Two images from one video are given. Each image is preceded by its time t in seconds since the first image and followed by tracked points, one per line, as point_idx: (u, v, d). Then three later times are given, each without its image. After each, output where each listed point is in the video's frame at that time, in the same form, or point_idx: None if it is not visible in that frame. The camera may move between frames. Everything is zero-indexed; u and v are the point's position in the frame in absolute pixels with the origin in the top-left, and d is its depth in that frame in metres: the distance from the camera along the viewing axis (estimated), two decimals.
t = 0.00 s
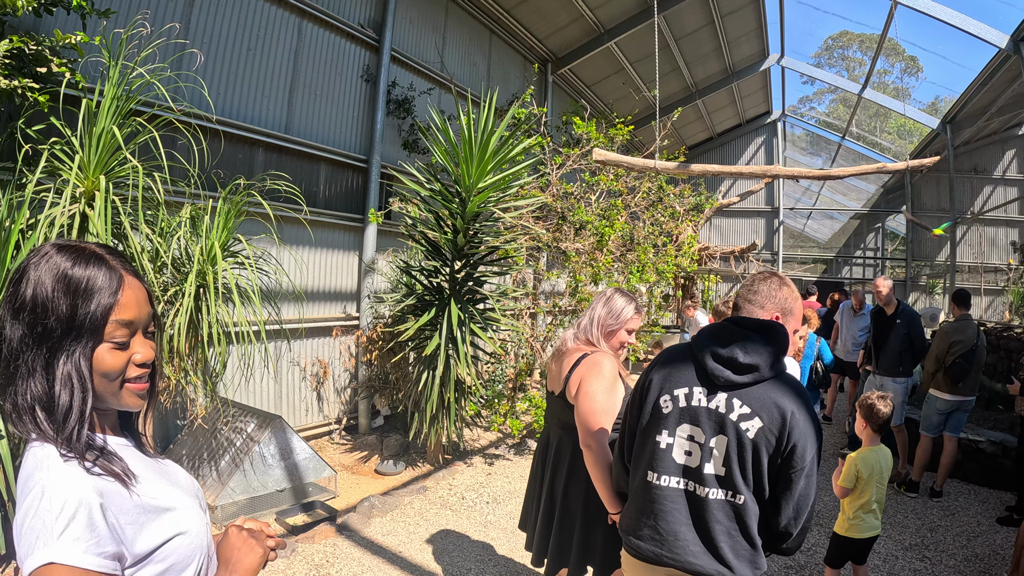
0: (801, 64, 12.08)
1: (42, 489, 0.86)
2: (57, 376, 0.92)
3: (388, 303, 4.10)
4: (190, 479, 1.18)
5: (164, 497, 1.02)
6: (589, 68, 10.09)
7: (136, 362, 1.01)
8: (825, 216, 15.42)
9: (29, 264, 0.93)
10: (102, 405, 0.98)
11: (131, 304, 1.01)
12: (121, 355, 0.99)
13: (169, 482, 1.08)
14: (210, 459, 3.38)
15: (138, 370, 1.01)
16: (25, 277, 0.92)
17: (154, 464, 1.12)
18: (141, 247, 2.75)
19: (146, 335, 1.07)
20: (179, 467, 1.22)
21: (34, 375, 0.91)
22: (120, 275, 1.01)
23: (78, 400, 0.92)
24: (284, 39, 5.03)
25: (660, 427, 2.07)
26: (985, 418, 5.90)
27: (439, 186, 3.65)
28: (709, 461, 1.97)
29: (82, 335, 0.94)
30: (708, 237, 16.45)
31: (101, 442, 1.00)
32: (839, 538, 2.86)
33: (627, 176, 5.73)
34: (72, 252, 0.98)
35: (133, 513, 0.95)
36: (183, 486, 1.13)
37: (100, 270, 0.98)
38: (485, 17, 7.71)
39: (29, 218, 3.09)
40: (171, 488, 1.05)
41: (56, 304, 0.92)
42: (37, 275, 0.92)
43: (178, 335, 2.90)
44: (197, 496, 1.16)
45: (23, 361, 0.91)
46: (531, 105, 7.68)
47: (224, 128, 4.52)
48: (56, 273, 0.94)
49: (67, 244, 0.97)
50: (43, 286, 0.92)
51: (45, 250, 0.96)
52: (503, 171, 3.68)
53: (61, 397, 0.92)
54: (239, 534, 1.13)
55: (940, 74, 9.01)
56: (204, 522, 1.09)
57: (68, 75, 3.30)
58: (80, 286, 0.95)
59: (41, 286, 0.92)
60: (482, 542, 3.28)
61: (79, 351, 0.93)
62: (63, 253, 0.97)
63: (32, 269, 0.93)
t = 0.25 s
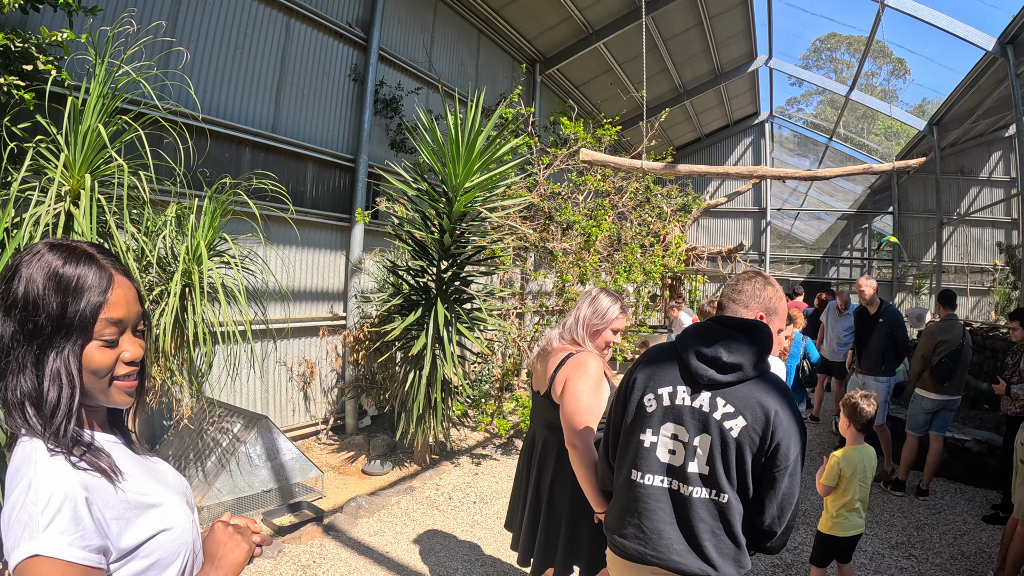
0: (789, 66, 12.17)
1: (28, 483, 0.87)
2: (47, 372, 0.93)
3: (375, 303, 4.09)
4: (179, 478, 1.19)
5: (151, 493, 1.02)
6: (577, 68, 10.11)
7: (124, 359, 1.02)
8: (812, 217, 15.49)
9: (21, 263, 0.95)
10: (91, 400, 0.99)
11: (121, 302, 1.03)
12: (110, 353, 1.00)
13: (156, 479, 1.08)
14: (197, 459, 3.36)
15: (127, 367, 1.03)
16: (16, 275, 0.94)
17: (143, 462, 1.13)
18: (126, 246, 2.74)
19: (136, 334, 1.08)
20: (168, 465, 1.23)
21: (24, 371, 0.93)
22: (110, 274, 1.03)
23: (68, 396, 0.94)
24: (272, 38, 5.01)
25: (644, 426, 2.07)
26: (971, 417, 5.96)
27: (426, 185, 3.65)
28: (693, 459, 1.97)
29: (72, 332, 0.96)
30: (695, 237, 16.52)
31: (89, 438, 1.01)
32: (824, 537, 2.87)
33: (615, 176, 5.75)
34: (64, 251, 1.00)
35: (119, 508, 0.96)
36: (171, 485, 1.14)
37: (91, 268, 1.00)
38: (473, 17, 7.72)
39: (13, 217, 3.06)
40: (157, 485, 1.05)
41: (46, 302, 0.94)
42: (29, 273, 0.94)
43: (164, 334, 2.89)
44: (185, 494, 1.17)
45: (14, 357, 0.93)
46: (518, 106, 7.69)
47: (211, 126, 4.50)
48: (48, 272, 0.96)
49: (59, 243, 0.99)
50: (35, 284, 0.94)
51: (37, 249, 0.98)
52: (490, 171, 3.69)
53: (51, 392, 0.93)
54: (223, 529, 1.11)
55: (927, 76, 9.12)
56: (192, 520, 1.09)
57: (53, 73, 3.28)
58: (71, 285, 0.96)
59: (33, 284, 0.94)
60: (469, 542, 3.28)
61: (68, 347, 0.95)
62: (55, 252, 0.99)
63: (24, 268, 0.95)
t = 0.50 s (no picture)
0: (776, 67, 12.27)
1: (12, 477, 0.86)
2: (36, 369, 0.93)
3: (361, 303, 4.08)
4: (166, 476, 1.18)
5: (137, 490, 1.01)
6: (564, 68, 10.12)
7: (112, 358, 1.02)
8: (798, 218, 15.60)
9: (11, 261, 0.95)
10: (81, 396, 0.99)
11: (109, 301, 1.02)
12: (97, 351, 1.00)
13: (144, 476, 1.07)
14: (182, 459, 3.35)
15: (115, 366, 1.02)
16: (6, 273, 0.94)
17: (130, 460, 1.12)
18: (111, 245, 2.72)
19: (125, 333, 1.08)
20: (157, 463, 1.22)
21: (12, 367, 0.92)
22: (98, 273, 1.03)
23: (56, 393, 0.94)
24: (259, 36, 4.99)
25: (627, 424, 2.07)
26: (956, 416, 6.02)
27: (412, 184, 3.64)
28: (676, 458, 1.98)
29: (61, 329, 0.96)
30: (682, 238, 16.48)
31: (76, 435, 1.00)
32: (808, 536, 2.89)
33: (601, 176, 5.77)
34: (56, 251, 1.00)
35: (102, 505, 0.95)
36: (158, 483, 1.12)
37: (81, 268, 1.00)
38: (461, 16, 7.71)
39: None
40: (142, 482, 1.04)
41: (34, 300, 0.94)
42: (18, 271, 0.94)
43: (149, 334, 2.87)
44: (172, 492, 1.16)
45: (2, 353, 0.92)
46: (505, 105, 7.70)
47: (196, 124, 4.47)
48: (37, 271, 0.96)
49: (50, 242, 0.99)
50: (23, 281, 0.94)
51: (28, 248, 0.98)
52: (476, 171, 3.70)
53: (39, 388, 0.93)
54: (208, 525, 1.13)
55: (914, 78, 9.22)
56: (177, 519, 1.07)
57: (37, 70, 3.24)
58: (59, 283, 0.96)
59: (22, 281, 0.94)
60: (455, 542, 3.27)
61: (56, 345, 0.95)
62: (47, 252, 0.99)
63: (14, 265, 0.95)
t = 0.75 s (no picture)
0: (762, 69, 12.35)
1: None
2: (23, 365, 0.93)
3: (345, 302, 4.07)
4: (152, 473, 1.17)
5: (121, 487, 1.01)
6: (550, 68, 10.13)
7: (98, 356, 1.02)
8: (784, 219, 15.72)
9: None
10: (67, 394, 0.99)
11: (95, 300, 1.03)
12: (83, 349, 1.00)
13: (128, 473, 1.06)
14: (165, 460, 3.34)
15: (100, 364, 1.02)
16: None
17: (116, 456, 1.11)
18: (93, 243, 2.69)
19: (110, 332, 1.08)
20: (143, 461, 1.20)
21: None
22: (85, 273, 1.03)
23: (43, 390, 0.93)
24: (245, 34, 4.96)
25: (609, 423, 2.07)
26: (939, 415, 6.09)
27: (396, 184, 3.64)
28: (657, 456, 1.98)
29: (49, 327, 0.96)
30: (667, 238, 16.64)
31: (61, 432, 1.00)
32: (790, 535, 2.91)
33: (587, 176, 5.79)
34: (43, 250, 1.00)
35: (85, 501, 0.94)
36: (143, 480, 1.11)
37: (69, 267, 1.01)
38: (447, 15, 7.71)
39: None
40: (126, 479, 1.03)
41: (23, 297, 0.94)
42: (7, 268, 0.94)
43: (132, 333, 2.84)
44: (158, 490, 1.15)
45: None
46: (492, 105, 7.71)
47: (179, 122, 4.44)
48: (25, 269, 0.96)
49: (39, 241, 1.00)
50: (12, 278, 0.94)
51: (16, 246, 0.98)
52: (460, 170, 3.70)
53: (27, 385, 0.92)
54: (192, 524, 1.11)
55: (898, 81, 9.33)
56: (160, 516, 1.06)
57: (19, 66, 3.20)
58: (48, 281, 0.97)
59: (10, 278, 0.93)
60: (440, 541, 3.27)
61: (43, 342, 0.95)
62: (34, 250, 0.99)
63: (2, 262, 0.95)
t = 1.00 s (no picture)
0: (750, 70, 12.42)
1: None
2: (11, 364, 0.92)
3: (332, 302, 4.06)
4: (139, 471, 1.16)
5: (106, 484, 1.00)
6: (538, 68, 10.15)
7: (85, 355, 1.01)
8: (771, 219, 15.81)
9: None
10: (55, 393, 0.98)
11: (84, 299, 1.02)
12: (71, 348, 1.00)
13: (112, 470, 1.05)
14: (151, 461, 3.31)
15: (87, 363, 1.02)
16: None
17: (103, 454, 1.10)
18: (79, 242, 2.67)
19: (98, 331, 1.07)
20: (129, 458, 1.19)
21: None
22: (74, 272, 1.03)
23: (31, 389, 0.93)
24: (232, 32, 4.94)
25: (593, 422, 2.08)
26: (926, 414, 6.14)
27: (384, 183, 3.63)
28: (641, 455, 1.98)
29: (37, 327, 0.95)
30: (655, 238, 16.72)
31: (48, 429, 0.99)
32: (775, 534, 2.93)
33: (575, 176, 5.80)
34: (31, 250, 0.99)
35: (69, 497, 0.93)
36: (129, 477, 1.10)
37: (59, 267, 1.00)
38: (436, 15, 7.70)
39: None
40: (111, 475, 1.02)
41: (11, 296, 0.93)
42: None
43: (118, 332, 2.82)
44: (144, 488, 1.13)
45: None
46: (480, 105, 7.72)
47: (165, 120, 4.41)
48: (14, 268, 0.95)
49: (28, 240, 0.99)
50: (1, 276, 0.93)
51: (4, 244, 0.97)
52: (447, 170, 3.70)
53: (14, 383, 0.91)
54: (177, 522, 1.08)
55: (886, 83, 9.41)
56: (145, 513, 1.05)
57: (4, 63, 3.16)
58: (36, 280, 0.96)
59: None
60: (427, 541, 3.27)
61: (31, 341, 0.94)
62: (23, 249, 0.98)
63: None
